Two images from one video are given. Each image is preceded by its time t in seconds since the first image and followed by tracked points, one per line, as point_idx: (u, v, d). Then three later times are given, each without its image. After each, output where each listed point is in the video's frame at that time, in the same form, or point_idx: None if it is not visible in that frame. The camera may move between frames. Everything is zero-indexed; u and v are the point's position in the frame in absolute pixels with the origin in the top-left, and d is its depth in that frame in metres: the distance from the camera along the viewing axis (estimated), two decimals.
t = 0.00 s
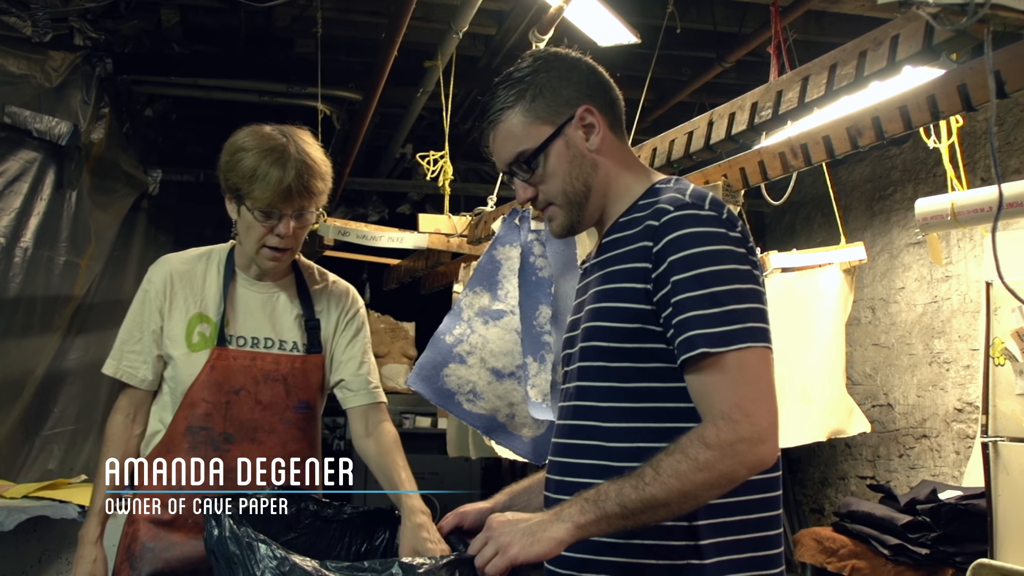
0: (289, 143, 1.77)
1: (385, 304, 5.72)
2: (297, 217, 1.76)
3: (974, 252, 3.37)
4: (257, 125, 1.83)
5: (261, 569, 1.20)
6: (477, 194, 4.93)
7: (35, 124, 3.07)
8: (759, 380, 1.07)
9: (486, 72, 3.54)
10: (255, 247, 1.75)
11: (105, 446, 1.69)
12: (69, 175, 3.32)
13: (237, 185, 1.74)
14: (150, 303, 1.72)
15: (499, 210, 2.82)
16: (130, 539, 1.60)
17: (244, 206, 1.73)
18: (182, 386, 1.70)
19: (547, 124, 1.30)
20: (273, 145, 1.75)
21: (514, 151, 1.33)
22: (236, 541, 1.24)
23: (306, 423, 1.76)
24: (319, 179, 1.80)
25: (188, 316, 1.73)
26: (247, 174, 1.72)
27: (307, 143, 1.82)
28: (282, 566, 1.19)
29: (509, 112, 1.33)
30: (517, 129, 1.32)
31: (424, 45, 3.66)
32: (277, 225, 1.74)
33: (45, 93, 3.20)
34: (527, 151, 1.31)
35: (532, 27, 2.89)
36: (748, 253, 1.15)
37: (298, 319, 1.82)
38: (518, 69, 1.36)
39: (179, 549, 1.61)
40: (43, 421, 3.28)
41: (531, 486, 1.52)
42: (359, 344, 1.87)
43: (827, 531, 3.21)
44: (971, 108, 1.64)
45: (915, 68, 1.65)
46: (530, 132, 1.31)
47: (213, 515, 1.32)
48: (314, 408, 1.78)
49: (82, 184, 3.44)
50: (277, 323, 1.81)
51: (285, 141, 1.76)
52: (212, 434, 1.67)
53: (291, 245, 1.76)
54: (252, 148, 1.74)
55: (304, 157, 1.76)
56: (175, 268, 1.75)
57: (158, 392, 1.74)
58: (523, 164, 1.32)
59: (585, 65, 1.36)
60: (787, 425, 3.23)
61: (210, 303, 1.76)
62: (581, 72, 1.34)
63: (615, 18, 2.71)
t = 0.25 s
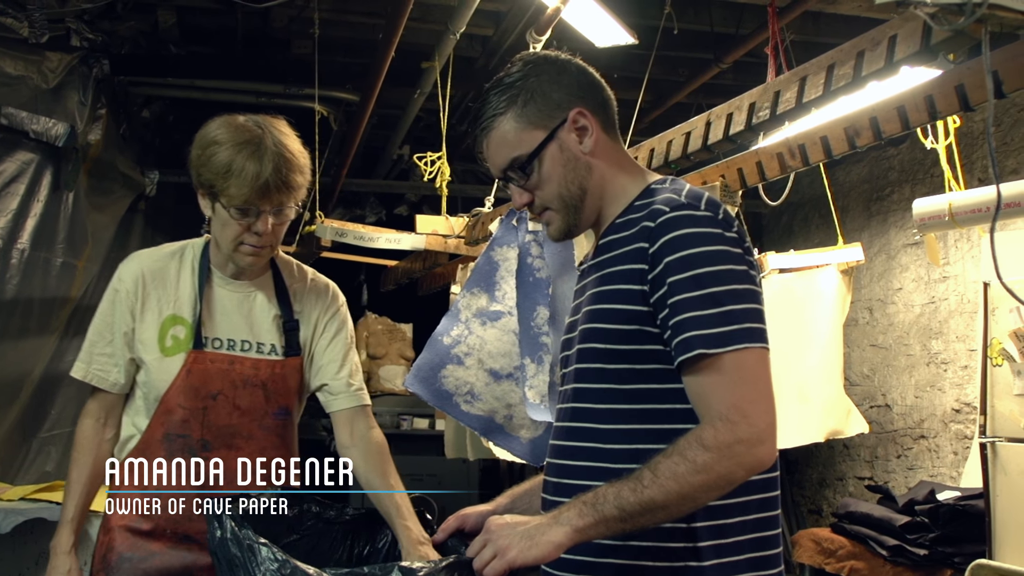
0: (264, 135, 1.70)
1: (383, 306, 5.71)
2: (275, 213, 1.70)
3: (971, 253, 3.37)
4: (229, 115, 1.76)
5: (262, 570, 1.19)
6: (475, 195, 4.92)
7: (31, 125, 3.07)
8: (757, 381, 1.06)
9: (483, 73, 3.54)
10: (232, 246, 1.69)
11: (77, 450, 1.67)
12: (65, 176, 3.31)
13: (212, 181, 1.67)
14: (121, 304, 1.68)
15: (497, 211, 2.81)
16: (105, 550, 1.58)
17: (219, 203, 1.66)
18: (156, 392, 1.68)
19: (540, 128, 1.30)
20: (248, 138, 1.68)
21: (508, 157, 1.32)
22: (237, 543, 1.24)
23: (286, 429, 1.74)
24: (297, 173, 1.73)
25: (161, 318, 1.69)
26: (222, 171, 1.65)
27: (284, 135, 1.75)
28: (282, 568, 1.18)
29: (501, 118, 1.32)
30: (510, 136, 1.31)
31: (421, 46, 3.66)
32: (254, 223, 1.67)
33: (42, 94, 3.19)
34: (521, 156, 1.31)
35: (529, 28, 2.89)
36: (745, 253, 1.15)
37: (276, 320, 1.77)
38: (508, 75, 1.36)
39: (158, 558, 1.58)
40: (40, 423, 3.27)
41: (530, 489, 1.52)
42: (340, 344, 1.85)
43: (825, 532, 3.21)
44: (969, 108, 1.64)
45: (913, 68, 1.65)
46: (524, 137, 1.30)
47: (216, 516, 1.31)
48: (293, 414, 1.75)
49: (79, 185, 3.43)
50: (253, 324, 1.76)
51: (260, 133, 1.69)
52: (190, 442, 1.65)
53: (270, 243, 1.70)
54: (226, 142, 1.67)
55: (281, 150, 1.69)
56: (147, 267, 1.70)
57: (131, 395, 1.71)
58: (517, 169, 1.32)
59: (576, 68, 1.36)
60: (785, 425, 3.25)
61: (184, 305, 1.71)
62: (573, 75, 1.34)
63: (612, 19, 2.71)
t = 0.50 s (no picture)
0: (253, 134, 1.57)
1: (383, 307, 5.71)
2: (265, 218, 1.59)
3: (973, 252, 3.37)
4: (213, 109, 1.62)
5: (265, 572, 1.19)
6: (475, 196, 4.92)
7: (31, 126, 3.06)
8: (763, 382, 1.06)
9: (483, 74, 3.53)
10: (217, 253, 1.58)
11: (50, 457, 1.55)
12: (65, 177, 3.30)
13: (196, 184, 1.55)
14: (98, 305, 1.56)
15: (497, 211, 2.81)
16: (84, 558, 1.52)
17: (204, 208, 1.54)
18: (134, 400, 1.58)
19: (539, 130, 1.29)
20: (235, 138, 1.55)
21: (506, 160, 1.32)
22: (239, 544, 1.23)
23: (267, 438, 1.66)
24: (288, 175, 1.61)
25: (140, 323, 1.59)
26: (207, 174, 1.53)
27: (274, 132, 1.63)
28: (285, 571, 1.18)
29: (497, 121, 1.32)
30: (508, 138, 1.31)
31: (422, 46, 3.66)
32: (241, 229, 1.56)
33: (41, 95, 3.19)
34: (520, 158, 1.30)
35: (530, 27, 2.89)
36: (746, 253, 1.14)
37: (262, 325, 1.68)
38: (504, 77, 1.35)
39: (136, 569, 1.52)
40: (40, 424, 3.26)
41: (535, 489, 1.52)
42: (329, 347, 1.76)
43: (828, 532, 3.20)
44: (970, 107, 1.64)
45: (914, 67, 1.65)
46: (522, 140, 1.30)
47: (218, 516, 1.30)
48: (275, 423, 1.67)
49: (79, 186, 3.43)
50: (237, 329, 1.66)
51: (247, 132, 1.56)
52: (168, 451, 1.55)
53: (258, 250, 1.59)
54: (211, 143, 1.54)
55: (271, 152, 1.56)
56: (125, 268, 1.59)
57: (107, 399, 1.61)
58: (515, 171, 1.31)
59: (573, 69, 1.35)
60: (786, 426, 3.25)
61: (165, 309, 1.61)
62: (569, 75, 1.34)
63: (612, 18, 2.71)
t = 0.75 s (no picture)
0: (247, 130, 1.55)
1: (387, 306, 5.71)
2: (259, 215, 1.57)
3: (978, 250, 3.36)
4: (204, 102, 1.59)
5: (263, 565, 1.19)
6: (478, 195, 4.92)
7: (36, 126, 3.07)
8: (776, 381, 1.06)
9: (487, 72, 3.53)
10: (210, 250, 1.56)
11: (41, 462, 1.51)
12: (70, 177, 3.31)
13: (189, 181, 1.52)
14: (85, 306, 1.53)
15: (502, 210, 2.81)
16: (80, 562, 1.51)
17: (196, 205, 1.52)
18: (125, 402, 1.55)
19: (544, 130, 1.29)
20: (229, 134, 1.52)
21: (511, 159, 1.31)
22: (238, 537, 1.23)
23: (261, 436, 1.65)
24: (282, 171, 1.59)
25: (130, 322, 1.55)
26: (201, 171, 1.51)
27: (267, 128, 1.60)
28: (283, 563, 1.18)
29: (502, 120, 1.31)
30: (513, 138, 1.31)
31: (425, 45, 3.65)
32: (235, 227, 1.54)
33: (46, 96, 3.19)
34: (527, 158, 1.30)
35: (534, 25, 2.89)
36: (755, 251, 1.14)
37: (252, 321, 1.66)
38: (507, 76, 1.35)
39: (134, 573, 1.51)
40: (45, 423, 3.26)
41: (545, 482, 1.50)
42: (322, 350, 1.76)
43: (833, 531, 3.19)
44: (976, 104, 1.64)
45: (920, 63, 1.64)
46: (527, 139, 1.30)
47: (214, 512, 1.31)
48: (269, 420, 1.66)
49: (83, 186, 3.43)
50: (230, 326, 1.64)
51: (241, 128, 1.54)
52: (161, 452, 1.54)
53: (251, 247, 1.58)
54: (205, 139, 1.52)
55: (266, 148, 1.54)
56: (113, 267, 1.55)
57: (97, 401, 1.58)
58: (520, 170, 1.31)
59: (577, 67, 1.35)
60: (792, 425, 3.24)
61: (155, 308, 1.58)
62: (574, 74, 1.33)
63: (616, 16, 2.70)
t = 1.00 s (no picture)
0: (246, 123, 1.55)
1: (394, 304, 5.71)
2: (258, 208, 1.57)
3: (986, 247, 3.34)
4: (201, 96, 1.58)
5: (268, 564, 1.19)
6: (484, 193, 4.92)
7: (42, 125, 3.08)
8: (785, 383, 1.05)
9: (493, 70, 3.52)
10: (209, 242, 1.56)
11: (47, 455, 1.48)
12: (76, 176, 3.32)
13: (189, 174, 1.52)
14: (86, 303, 1.52)
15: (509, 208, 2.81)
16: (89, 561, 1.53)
17: (196, 198, 1.51)
18: (129, 398, 1.54)
19: (556, 127, 1.29)
20: (228, 127, 1.52)
21: (523, 156, 1.31)
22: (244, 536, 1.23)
23: (265, 428, 1.65)
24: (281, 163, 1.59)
25: (131, 317, 1.55)
26: (201, 164, 1.50)
27: (266, 120, 1.60)
28: (287, 562, 1.18)
29: (515, 116, 1.31)
30: (526, 134, 1.30)
31: (431, 44, 3.65)
32: (235, 219, 1.54)
33: (52, 95, 3.20)
34: (539, 155, 1.30)
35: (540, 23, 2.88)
36: (771, 252, 1.13)
37: (251, 314, 1.67)
38: (520, 72, 1.34)
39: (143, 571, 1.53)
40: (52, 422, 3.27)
41: (551, 475, 1.51)
42: (324, 346, 1.78)
43: (840, 529, 3.18)
44: (985, 101, 1.62)
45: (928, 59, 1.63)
46: (540, 136, 1.29)
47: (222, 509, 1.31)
48: (272, 411, 1.66)
49: (90, 186, 3.44)
50: (230, 319, 1.65)
51: (241, 121, 1.54)
52: (167, 448, 1.53)
53: (250, 239, 1.58)
54: (204, 132, 1.51)
55: (265, 141, 1.54)
56: (111, 262, 1.55)
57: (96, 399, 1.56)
58: (532, 167, 1.31)
59: (590, 63, 1.34)
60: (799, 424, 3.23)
61: (155, 302, 1.58)
62: (587, 70, 1.33)
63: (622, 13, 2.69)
